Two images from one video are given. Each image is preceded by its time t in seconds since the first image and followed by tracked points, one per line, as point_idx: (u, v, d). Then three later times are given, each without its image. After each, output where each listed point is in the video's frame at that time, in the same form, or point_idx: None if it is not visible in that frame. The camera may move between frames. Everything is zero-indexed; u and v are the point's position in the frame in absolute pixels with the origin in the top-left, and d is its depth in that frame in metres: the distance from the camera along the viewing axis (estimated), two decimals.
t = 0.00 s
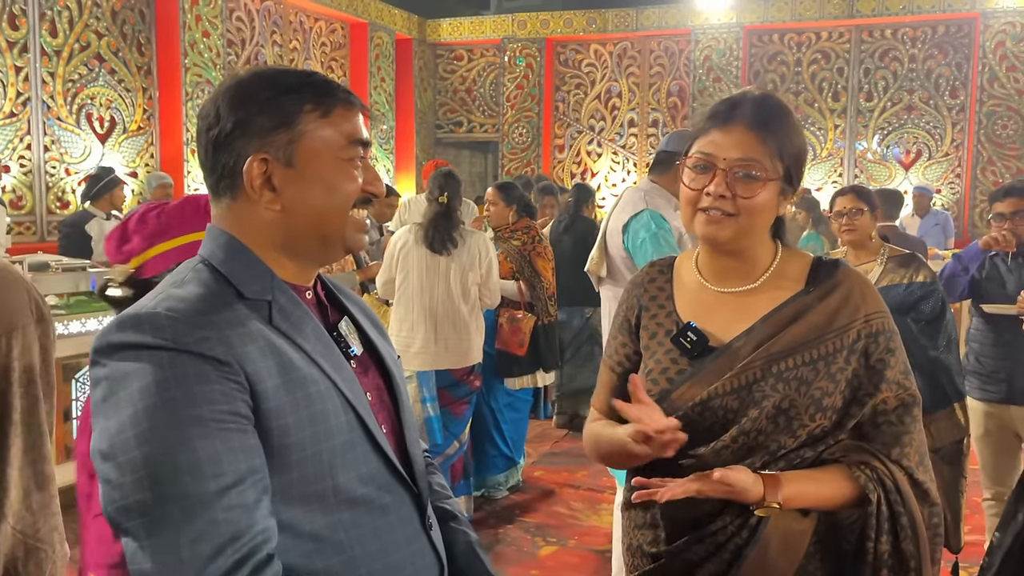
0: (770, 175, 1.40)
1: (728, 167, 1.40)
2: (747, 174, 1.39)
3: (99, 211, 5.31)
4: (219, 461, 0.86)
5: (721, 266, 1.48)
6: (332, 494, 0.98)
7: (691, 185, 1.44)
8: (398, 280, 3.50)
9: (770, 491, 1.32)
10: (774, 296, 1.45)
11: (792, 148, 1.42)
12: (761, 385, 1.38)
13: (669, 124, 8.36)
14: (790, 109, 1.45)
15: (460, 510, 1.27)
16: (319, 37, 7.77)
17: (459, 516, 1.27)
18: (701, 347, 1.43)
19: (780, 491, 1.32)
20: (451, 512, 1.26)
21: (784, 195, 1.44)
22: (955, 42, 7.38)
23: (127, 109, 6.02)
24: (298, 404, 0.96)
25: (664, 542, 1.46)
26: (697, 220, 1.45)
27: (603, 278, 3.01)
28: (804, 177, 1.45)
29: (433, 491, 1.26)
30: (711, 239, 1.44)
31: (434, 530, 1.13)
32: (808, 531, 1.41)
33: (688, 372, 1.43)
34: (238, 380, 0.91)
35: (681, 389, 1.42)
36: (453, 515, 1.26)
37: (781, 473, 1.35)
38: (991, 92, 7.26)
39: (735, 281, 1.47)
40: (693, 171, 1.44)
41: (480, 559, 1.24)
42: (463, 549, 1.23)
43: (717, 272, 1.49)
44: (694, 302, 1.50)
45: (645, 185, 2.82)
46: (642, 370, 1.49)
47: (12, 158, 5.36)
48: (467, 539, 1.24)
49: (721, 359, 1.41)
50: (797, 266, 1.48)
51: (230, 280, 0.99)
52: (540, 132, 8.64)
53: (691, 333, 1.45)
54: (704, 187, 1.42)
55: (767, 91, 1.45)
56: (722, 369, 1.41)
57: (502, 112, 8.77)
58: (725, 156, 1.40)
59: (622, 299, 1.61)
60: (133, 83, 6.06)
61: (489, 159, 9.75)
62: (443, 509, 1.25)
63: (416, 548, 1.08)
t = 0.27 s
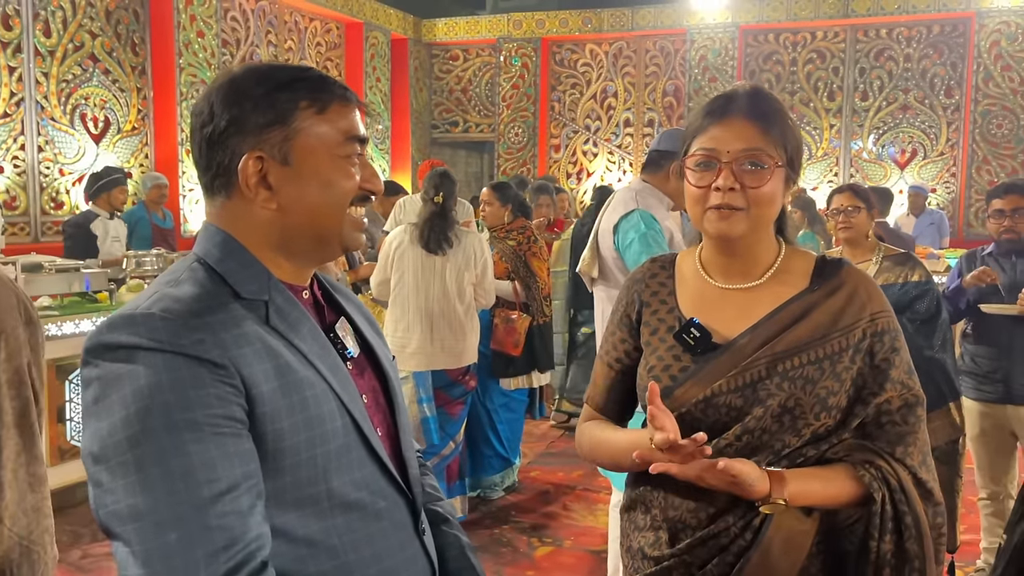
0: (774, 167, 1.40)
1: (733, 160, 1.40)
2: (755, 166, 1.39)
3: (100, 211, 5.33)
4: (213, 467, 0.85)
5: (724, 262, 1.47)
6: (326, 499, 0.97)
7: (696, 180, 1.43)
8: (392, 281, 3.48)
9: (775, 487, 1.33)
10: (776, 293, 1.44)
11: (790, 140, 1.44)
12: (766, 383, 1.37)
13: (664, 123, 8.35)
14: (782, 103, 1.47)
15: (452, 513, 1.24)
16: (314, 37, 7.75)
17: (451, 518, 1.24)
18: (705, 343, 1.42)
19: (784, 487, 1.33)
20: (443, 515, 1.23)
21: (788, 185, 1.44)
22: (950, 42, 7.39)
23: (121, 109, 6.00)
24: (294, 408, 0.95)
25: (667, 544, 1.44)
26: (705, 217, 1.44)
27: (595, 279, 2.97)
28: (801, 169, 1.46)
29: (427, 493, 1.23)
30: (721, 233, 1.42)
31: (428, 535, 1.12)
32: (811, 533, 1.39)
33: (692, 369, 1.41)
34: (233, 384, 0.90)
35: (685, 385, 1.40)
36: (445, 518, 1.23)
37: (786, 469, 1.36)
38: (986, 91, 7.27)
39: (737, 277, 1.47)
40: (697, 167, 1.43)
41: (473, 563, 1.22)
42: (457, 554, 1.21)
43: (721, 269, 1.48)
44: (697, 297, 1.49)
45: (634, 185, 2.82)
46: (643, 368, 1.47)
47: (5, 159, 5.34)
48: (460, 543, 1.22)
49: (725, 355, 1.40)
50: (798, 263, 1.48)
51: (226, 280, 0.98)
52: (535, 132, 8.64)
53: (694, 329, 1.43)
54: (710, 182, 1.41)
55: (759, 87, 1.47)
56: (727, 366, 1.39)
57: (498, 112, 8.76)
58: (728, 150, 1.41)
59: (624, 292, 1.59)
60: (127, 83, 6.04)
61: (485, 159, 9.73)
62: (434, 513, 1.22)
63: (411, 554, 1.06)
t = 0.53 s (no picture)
0: (778, 163, 1.39)
1: (738, 156, 1.39)
2: (759, 163, 1.38)
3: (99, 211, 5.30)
4: (209, 474, 0.84)
5: (725, 260, 1.46)
6: (321, 504, 0.95)
7: (700, 176, 1.42)
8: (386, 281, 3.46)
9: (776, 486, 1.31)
10: (779, 291, 1.43)
11: (795, 137, 1.42)
12: (769, 380, 1.36)
13: (660, 123, 8.35)
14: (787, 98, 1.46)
15: (444, 517, 1.22)
16: (308, 36, 7.72)
17: (443, 522, 1.22)
18: (707, 342, 1.41)
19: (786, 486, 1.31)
20: (434, 518, 1.21)
21: (791, 182, 1.43)
22: (945, 41, 7.40)
23: (115, 109, 5.97)
24: (290, 413, 0.93)
25: (669, 543, 1.43)
26: (707, 214, 1.43)
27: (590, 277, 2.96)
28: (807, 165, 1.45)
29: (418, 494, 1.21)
30: (724, 230, 1.41)
31: (422, 540, 1.11)
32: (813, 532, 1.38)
33: (694, 368, 1.40)
34: (230, 388, 0.88)
35: (688, 384, 1.39)
36: (437, 521, 1.21)
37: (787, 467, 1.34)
38: (980, 90, 7.28)
39: (739, 275, 1.46)
40: (702, 163, 1.42)
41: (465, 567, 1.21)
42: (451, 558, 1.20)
43: (722, 266, 1.47)
44: (699, 295, 1.47)
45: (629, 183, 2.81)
46: (646, 368, 1.46)
47: None
48: (453, 547, 1.20)
49: (729, 354, 1.39)
50: (801, 261, 1.47)
51: (222, 280, 0.96)
52: (531, 132, 8.62)
53: (697, 328, 1.42)
54: (713, 178, 1.40)
55: (767, 83, 1.46)
56: (729, 366, 1.38)
57: (493, 111, 8.75)
58: (733, 145, 1.40)
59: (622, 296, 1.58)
60: (121, 82, 6.01)
61: (480, 159, 9.70)
62: (427, 515, 1.20)
63: (404, 559, 1.05)
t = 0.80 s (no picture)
0: (769, 160, 1.39)
1: (731, 153, 1.38)
2: (749, 160, 1.38)
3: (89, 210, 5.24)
4: (203, 477, 0.83)
5: (722, 259, 1.46)
6: (314, 507, 0.94)
7: (691, 175, 1.42)
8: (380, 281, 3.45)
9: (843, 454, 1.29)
10: (777, 292, 1.43)
11: (788, 136, 1.42)
12: (772, 379, 1.36)
13: (655, 122, 8.36)
14: (777, 96, 1.46)
15: (438, 517, 1.22)
16: (303, 36, 7.70)
17: (437, 522, 1.22)
18: (709, 341, 1.41)
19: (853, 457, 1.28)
20: (429, 519, 1.20)
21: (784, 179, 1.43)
22: (938, 41, 7.41)
23: (108, 108, 5.94)
24: (285, 416, 0.92)
25: (667, 539, 1.43)
26: (702, 212, 1.43)
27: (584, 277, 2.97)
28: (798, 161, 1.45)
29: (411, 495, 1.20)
30: (720, 228, 1.41)
31: (416, 542, 1.10)
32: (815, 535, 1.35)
33: (697, 368, 1.39)
34: (224, 392, 0.87)
35: (690, 384, 1.39)
36: (431, 521, 1.20)
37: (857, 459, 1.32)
38: (974, 89, 7.29)
39: (736, 274, 1.45)
40: (693, 161, 1.41)
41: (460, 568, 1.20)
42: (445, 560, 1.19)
43: (718, 264, 1.47)
44: (696, 294, 1.47)
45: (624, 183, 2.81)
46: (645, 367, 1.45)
47: None
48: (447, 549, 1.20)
49: (732, 353, 1.38)
50: (798, 262, 1.47)
51: (216, 281, 0.95)
52: (525, 131, 8.62)
53: (698, 326, 1.42)
54: (706, 176, 1.40)
55: (756, 81, 1.45)
56: (733, 366, 1.37)
57: (488, 111, 8.74)
58: (724, 142, 1.39)
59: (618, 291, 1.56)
60: (114, 82, 5.98)
61: (475, 158, 9.70)
62: (421, 516, 1.20)
63: (399, 562, 1.04)
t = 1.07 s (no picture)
0: (739, 160, 1.34)
1: (697, 160, 1.34)
2: (715, 163, 1.33)
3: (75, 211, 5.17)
4: (199, 478, 0.83)
5: (722, 261, 1.40)
6: (310, 507, 0.94)
7: (666, 186, 1.39)
8: (373, 281, 3.47)
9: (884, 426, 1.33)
10: (779, 292, 1.41)
11: (760, 132, 1.36)
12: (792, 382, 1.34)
13: (650, 122, 8.37)
14: (753, 89, 1.39)
15: (435, 518, 1.22)
16: (298, 36, 7.69)
17: (434, 523, 1.22)
18: (734, 344, 1.33)
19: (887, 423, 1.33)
20: (426, 520, 1.20)
21: (761, 178, 1.37)
22: (932, 41, 7.44)
23: (102, 108, 5.93)
24: (281, 416, 0.92)
25: (682, 542, 1.35)
26: (681, 220, 1.40)
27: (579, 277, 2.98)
28: (781, 155, 1.39)
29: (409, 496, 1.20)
30: (702, 234, 1.38)
31: (413, 543, 1.10)
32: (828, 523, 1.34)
33: (723, 372, 1.32)
34: (220, 392, 0.87)
35: (717, 388, 1.31)
36: (428, 523, 1.20)
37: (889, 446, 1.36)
38: (967, 90, 7.32)
39: (738, 276, 1.41)
40: (665, 171, 1.38)
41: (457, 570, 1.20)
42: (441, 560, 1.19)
43: (717, 264, 1.41)
44: (708, 294, 1.39)
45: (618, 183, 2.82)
46: (663, 371, 1.34)
47: None
48: (443, 550, 1.19)
49: (756, 355, 1.32)
50: (792, 264, 1.45)
51: (212, 282, 0.95)
52: (520, 131, 8.62)
53: (721, 329, 1.33)
54: (676, 186, 1.37)
55: (728, 79, 1.39)
56: (756, 369, 1.32)
57: (483, 111, 8.74)
58: (688, 150, 1.35)
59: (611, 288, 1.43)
60: (108, 82, 5.96)
61: (470, 158, 9.69)
62: (418, 516, 1.19)
63: (395, 563, 1.04)
